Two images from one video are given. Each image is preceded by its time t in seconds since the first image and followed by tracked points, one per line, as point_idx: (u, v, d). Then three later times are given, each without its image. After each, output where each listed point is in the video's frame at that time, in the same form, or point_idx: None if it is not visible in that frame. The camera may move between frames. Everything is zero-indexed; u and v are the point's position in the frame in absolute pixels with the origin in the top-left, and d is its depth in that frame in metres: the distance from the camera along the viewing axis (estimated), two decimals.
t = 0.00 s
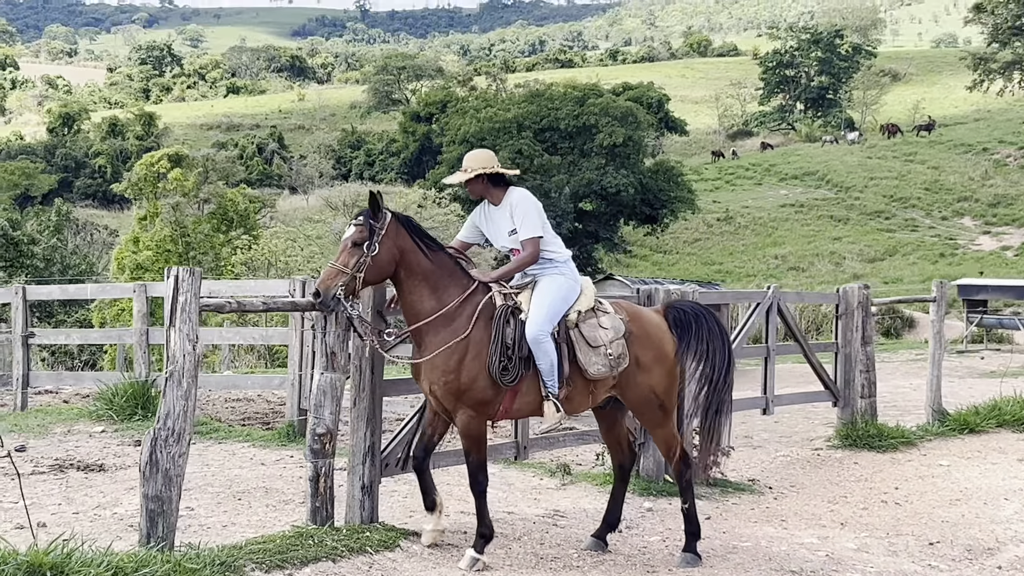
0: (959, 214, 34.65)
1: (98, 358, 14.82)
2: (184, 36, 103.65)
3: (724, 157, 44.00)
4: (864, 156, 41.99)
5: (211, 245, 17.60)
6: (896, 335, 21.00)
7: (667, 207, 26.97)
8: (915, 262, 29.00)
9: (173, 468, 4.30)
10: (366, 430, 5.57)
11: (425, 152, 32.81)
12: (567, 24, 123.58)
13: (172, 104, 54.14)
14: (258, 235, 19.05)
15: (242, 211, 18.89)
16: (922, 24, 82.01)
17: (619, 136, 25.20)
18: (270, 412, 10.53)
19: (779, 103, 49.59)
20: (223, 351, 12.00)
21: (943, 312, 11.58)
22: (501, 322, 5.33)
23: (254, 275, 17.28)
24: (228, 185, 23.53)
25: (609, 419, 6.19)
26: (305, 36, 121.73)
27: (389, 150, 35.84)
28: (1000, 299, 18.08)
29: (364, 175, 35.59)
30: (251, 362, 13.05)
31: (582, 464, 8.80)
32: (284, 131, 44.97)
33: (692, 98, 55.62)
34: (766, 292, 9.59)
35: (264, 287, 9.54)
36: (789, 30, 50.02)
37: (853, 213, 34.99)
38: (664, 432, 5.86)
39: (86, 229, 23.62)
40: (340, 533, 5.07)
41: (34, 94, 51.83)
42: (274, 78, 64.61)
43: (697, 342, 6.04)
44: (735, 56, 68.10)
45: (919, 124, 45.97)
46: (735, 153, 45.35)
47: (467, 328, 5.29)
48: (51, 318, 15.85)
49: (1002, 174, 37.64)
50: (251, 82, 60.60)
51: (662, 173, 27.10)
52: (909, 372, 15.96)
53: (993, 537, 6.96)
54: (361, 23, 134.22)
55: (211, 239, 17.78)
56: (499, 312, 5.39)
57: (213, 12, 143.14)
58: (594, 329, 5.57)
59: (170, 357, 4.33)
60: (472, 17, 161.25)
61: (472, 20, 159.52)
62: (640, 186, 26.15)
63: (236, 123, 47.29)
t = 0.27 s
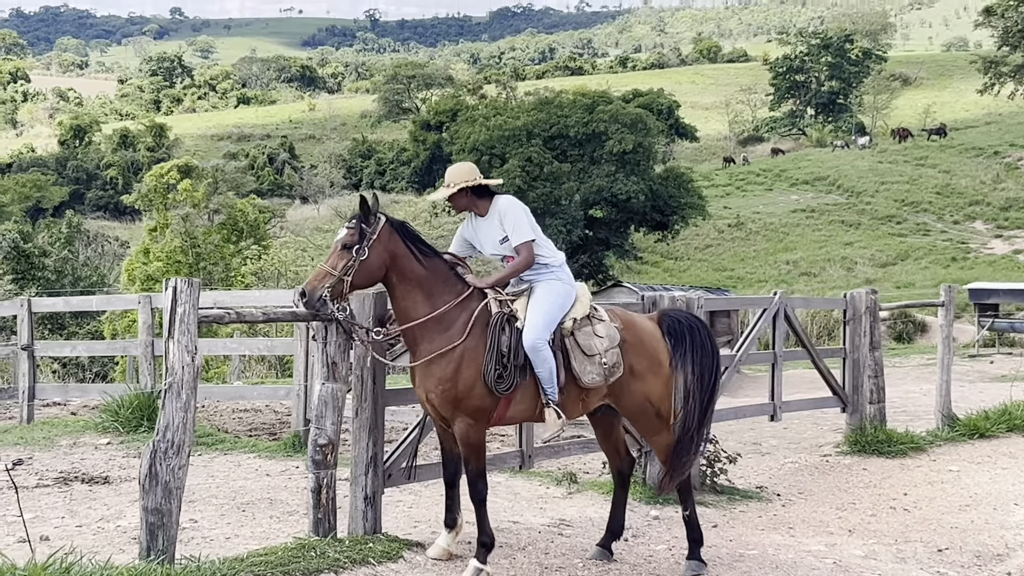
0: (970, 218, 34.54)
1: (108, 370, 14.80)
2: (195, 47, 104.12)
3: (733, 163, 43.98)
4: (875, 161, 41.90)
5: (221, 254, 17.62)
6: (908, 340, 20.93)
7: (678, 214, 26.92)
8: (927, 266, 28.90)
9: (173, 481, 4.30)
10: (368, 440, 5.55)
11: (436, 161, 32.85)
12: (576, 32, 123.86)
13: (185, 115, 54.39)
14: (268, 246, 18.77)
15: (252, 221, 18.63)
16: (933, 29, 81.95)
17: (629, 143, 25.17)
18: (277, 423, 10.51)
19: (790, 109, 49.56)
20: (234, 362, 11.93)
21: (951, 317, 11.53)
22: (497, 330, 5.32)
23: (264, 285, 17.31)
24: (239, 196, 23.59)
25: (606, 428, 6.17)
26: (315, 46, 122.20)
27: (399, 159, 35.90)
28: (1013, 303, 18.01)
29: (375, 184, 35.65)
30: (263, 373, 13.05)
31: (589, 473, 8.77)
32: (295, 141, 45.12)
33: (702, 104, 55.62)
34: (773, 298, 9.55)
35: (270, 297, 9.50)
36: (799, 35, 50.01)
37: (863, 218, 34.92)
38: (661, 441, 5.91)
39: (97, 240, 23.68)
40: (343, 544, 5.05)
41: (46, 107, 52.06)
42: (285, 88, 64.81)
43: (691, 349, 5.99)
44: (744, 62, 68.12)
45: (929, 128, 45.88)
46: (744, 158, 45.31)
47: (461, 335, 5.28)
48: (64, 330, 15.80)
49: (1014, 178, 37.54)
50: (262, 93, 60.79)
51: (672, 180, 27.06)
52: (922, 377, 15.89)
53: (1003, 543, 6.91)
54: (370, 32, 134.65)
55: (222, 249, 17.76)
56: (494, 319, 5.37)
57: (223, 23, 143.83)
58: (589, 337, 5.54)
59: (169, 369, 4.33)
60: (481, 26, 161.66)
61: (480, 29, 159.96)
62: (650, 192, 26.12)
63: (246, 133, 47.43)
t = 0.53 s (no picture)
0: (979, 209, 34.42)
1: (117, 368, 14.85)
2: (202, 45, 104.23)
3: (740, 156, 43.89)
4: (882, 152, 41.78)
5: (229, 253, 17.63)
6: (917, 331, 20.87)
7: (686, 207, 26.85)
8: (935, 257, 28.80)
9: (176, 479, 4.30)
10: (372, 436, 5.55)
11: (443, 157, 32.83)
12: (582, 26, 123.62)
13: (192, 114, 54.47)
14: (275, 243, 19.02)
15: (259, 219, 18.97)
16: (939, 20, 81.70)
17: (636, 137, 25.10)
18: (283, 420, 10.52)
19: (797, 101, 49.40)
20: (241, 360, 11.97)
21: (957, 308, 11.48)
22: (496, 327, 5.30)
23: (272, 283, 17.34)
24: (247, 194, 23.63)
25: (609, 423, 6.15)
26: (321, 44, 122.17)
27: (407, 155, 35.89)
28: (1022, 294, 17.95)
29: (382, 181, 35.65)
30: (272, 370, 13.07)
31: (596, 467, 8.75)
32: (303, 138, 45.13)
33: (709, 98, 55.49)
34: (778, 291, 9.52)
35: (275, 295, 9.49)
36: (806, 28, 49.87)
37: (870, 210, 34.82)
38: (664, 435, 5.87)
39: (105, 240, 23.72)
40: (347, 541, 5.05)
41: (53, 107, 52.15)
42: (292, 85, 64.83)
43: (691, 344, 5.97)
44: (751, 55, 67.95)
45: (937, 119, 45.69)
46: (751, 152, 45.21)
47: (460, 332, 5.26)
48: (73, 329, 15.88)
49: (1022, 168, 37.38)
50: (268, 91, 60.79)
51: (679, 174, 26.99)
52: (932, 368, 15.85)
53: (1010, 533, 6.87)
54: (375, 29, 134.55)
55: (229, 247, 17.78)
56: (493, 317, 5.36)
57: (230, 21, 143.90)
58: (589, 334, 5.52)
59: (170, 366, 4.33)
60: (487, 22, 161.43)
61: (486, 24, 159.70)
62: (657, 186, 26.05)
63: (253, 131, 47.45)
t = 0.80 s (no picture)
0: (989, 192, 34.21)
1: (127, 357, 14.90)
2: (209, 34, 104.17)
3: (749, 141, 43.67)
4: (891, 136, 41.53)
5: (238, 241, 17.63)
6: (927, 315, 20.79)
7: (695, 192, 26.72)
8: (945, 241, 28.64)
9: (184, 465, 4.29)
10: (380, 422, 5.53)
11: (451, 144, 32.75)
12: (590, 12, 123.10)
13: (200, 102, 54.45)
14: (284, 230, 19.02)
15: (268, 206, 18.94)
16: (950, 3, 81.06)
17: (644, 122, 24.96)
18: (292, 407, 10.54)
19: (806, 85, 49.13)
20: (251, 347, 11.98)
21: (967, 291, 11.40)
22: (502, 312, 5.28)
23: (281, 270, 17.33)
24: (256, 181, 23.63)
25: (619, 409, 6.14)
26: (329, 32, 121.92)
27: (415, 142, 35.82)
28: None
29: (391, 168, 35.61)
30: (282, 356, 13.09)
31: (605, 452, 8.75)
32: (311, 126, 45.09)
33: (718, 83, 55.22)
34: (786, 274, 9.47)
35: (282, 281, 9.49)
36: (815, 11, 49.54)
37: (880, 193, 34.64)
38: (674, 420, 5.83)
39: (114, 228, 23.77)
40: (355, 527, 5.04)
41: (62, 96, 52.21)
42: (300, 73, 64.75)
43: (700, 329, 5.92)
44: (760, 39, 67.56)
45: (946, 103, 45.38)
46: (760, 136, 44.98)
47: (465, 317, 5.25)
48: (83, 318, 15.93)
49: None
50: (277, 79, 60.73)
51: (688, 159, 26.86)
52: (942, 352, 15.79)
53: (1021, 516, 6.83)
54: (383, 16, 134.18)
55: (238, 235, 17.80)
56: (499, 302, 5.33)
57: (237, 9, 143.79)
58: (596, 320, 5.49)
59: (177, 352, 4.32)
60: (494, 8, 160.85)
61: (493, 10, 159.09)
62: (666, 171, 25.94)
63: (262, 119, 47.43)
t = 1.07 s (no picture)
0: (1000, 176, 33.97)
1: (138, 342, 14.96)
2: (219, 19, 104.00)
3: (760, 124, 43.41)
4: (902, 120, 41.23)
5: (248, 226, 17.65)
6: (937, 299, 20.68)
7: (705, 176, 26.57)
8: (955, 225, 28.46)
9: (196, 448, 4.30)
10: (391, 406, 5.53)
11: (460, 129, 32.65)
12: None
13: (209, 87, 54.42)
14: (294, 216, 19.02)
15: (278, 191, 18.93)
16: None
17: (654, 106, 24.79)
18: (303, 391, 10.56)
19: (816, 69, 48.79)
20: (261, 331, 12.01)
21: (978, 274, 11.32)
22: (513, 295, 5.25)
23: (291, 256, 17.33)
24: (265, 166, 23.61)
25: (632, 392, 6.12)
26: (339, 17, 121.63)
27: (424, 127, 35.73)
28: None
29: (400, 153, 35.56)
30: (292, 341, 13.11)
31: (616, 436, 8.74)
32: (320, 111, 45.02)
33: (729, 67, 54.87)
34: (796, 258, 9.42)
35: (292, 265, 9.49)
36: None
37: (890, 177, 34.42)
38: (686, 405, 5.81)
39: (125, 214, 23.82)
40: (367, 510, 5.05)
41: (71, 82, 52.23)
42: (309, 59, 64.63)
43: (714, 313, 5.89)
44: (770, 23, 67.08)
45: (958, 86, 44.99)
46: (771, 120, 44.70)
47: (476, 301, 5.23)
48: (94, 303, 16.00)
49: None
50: (286, 64, 60.65)
51: (698, 143, 26.70)
52: (952, 336, 15.72)
53: None
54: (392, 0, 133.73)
55: (248, 220, 17.82)
56: (511, 285, 5.31)
57: None
58: (609, 304, 5.47)
59: (189, 336, 4.31)
60: None
61: None
62: (676, 156, 25.79)
63: (271, 104, 47.37)
